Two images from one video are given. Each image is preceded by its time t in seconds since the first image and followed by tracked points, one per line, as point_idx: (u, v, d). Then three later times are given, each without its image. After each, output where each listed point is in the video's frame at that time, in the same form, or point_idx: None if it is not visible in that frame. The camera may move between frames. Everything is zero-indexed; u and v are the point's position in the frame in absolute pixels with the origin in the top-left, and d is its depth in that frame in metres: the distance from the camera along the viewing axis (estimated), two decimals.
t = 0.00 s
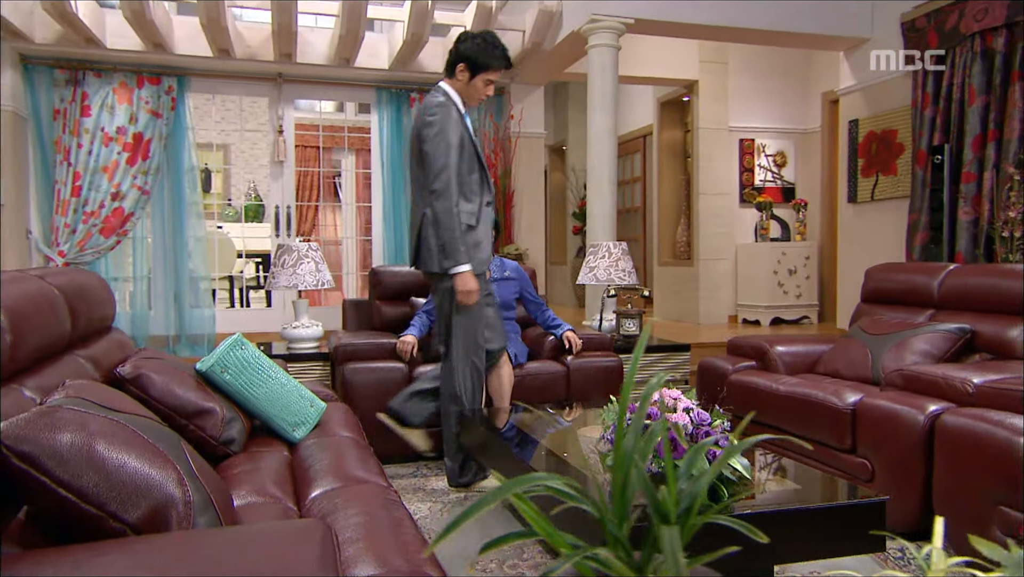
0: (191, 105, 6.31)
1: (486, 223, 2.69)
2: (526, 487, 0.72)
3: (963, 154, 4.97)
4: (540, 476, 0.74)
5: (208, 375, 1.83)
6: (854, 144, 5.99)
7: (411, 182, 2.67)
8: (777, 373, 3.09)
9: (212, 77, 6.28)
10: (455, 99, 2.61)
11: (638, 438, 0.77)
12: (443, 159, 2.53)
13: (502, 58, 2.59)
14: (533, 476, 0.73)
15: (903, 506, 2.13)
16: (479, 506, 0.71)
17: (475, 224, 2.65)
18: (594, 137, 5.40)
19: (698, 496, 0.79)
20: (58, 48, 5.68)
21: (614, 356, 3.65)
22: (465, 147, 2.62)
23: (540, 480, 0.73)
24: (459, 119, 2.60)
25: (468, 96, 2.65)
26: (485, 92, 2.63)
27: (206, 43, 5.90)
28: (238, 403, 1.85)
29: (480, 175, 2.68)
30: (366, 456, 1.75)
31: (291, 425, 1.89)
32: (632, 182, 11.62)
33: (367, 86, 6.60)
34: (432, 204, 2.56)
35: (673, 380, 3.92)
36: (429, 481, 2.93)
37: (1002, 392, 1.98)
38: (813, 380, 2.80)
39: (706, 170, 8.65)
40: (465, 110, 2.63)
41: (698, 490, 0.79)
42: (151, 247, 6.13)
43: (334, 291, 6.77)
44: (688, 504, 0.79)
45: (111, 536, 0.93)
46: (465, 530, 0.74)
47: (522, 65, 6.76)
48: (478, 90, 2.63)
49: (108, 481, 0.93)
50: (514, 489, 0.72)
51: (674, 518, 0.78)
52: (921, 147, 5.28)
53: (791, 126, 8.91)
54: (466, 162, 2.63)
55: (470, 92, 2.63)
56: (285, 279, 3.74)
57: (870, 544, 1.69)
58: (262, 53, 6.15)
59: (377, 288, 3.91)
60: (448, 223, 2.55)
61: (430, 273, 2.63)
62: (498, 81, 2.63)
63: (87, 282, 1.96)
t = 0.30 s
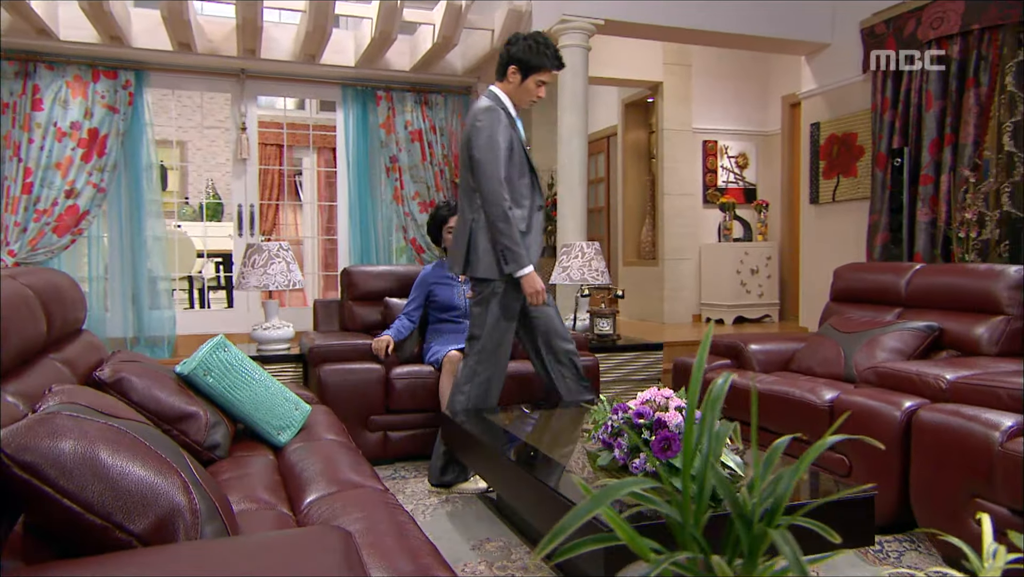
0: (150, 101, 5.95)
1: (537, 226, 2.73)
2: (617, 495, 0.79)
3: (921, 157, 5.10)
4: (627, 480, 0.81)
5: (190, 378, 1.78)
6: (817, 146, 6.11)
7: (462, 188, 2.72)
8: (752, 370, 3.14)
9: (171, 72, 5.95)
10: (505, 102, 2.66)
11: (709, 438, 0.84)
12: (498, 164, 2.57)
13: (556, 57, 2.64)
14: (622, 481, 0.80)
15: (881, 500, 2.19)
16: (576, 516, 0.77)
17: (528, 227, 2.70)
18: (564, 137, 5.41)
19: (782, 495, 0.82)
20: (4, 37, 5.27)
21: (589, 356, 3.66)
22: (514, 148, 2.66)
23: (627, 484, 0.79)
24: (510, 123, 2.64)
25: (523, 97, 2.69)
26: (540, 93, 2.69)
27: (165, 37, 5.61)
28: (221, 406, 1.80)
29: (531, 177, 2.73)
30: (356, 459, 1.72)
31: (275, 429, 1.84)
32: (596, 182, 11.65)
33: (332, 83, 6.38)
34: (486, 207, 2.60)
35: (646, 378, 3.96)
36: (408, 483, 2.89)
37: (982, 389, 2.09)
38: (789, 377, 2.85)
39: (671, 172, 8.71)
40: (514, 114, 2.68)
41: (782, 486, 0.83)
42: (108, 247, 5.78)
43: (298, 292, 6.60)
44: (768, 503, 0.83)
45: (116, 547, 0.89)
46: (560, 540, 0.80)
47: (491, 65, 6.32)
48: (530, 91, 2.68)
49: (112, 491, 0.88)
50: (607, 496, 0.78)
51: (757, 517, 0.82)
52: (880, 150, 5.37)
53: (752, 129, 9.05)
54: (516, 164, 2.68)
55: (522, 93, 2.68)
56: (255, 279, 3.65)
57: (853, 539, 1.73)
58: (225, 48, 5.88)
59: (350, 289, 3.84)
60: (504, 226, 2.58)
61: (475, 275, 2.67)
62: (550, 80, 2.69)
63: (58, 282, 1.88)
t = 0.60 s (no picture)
0: (108, 94, 5.66)
1: (571, 231, 2.86)
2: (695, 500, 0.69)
3: (882, 158, 5.21)
4: (701, 481, 0.71)
5: (170, 378, 1.73)
6: (780, 146, 6.20)
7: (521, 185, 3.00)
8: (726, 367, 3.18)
9: (129, 64, 5.67)
10: (570, 111, 2.84)
11: (771, 434, 0.72)
12: (531, 166, 2.77)
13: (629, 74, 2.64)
14: (696, 484, 0.70)
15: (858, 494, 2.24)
16: (652, 527, 0.68)
17: (557, 230, 2.85)
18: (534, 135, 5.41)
19: (849, 496, 0.70)
20: None
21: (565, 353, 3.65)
22: (563, 155, 2.84)
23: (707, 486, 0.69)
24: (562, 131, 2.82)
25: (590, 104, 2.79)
26: (608, 104, 2.74)
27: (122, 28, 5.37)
28: (202, 407, 1.75)
29: (580, 185, 2.87)
30: (343, 459, 1.68)
31: (258, 429, 1.80)
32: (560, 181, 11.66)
33: (297, 78, 6.20)
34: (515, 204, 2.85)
35: (619, 375, 3.98)
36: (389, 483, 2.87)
37: (956, 384, 2.16)
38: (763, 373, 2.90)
39: (638, 171, 8.75)
40: (574, 122, 2.84)
41: (845, 485, 0.71)
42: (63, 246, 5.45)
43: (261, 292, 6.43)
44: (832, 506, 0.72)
45: (118, 554, 0.85)
46: (633, 555, 0.71)
47: (460, 62, 6.25)
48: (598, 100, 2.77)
49: (115, 497, 0.85)
50: (678, 506, 0.69)
51: (822, 521, 0.71)
52: (842, 150, 5.47)
53: (715, 128, 9.19)
54: (563, 170, 2.85)
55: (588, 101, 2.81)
56: (225, 278, 3.57)
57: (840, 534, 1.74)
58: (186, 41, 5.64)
59: (322, 287, 3.78)
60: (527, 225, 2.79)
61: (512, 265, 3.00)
62: (619, 93, 2.70)
63: (27, 279, 1.80)
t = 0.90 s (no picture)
0: (65, 85, 5.39)
1: (569, 222, 2.73)
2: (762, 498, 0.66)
3: (849, 158, 5.30)
4: (766, 476, 0.68)
5: (151, 378, 1.68)
6: (750, 145, 6.25)
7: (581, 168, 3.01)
8: (703, 362, 3.22)
9: (88, 55, 5.42)
10: (579, 102, 2.75)
11: (815, 431, 0.71)
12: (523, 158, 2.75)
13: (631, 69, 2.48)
14: (760, 479, 0.67)
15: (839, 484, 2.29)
16: (725, 524, 0.64)
17: (555, 220, 2.75)
18: (508, 131, 5.40)
19: (901, 488, 0.68)
20: None
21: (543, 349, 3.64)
22: (560, 143, 2.74)
23: (774, 481, 0.66)
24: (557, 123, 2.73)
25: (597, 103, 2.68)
26: (613, 100, 2.60)
27: (81, 18, 5.15)
28: (185, 407, 1.71)
29: (576, 176, 2.73)
30: (332, 458, 1.66)
31: (242, 429, 1.77)
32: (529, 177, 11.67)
33: (266, 73, 6.03)
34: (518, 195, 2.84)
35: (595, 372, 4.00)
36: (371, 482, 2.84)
37: (929, 377, 2.22)
38: (741, 369, 2.95)
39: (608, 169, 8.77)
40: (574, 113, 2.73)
41: (894, 479, 0.69)
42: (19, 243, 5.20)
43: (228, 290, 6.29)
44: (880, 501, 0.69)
45: (121, 560, 0.83)
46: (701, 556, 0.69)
47: (433, 57, 6.18)
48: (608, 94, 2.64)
49: (118, 501, 0.83)
50: (747, 503, 0.65)
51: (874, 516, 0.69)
52: (811, 150, 5.55)
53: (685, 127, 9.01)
54: (559, 159, 2.74)
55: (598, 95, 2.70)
56: (196, 276, 3.50)
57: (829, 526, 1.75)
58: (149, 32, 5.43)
59: (297, 285, 3.73)
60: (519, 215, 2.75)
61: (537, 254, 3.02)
62: (621, 89, 2.55)
63: None
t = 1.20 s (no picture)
0: (30, 76, 5.20)
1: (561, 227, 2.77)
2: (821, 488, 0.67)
3: (823, 156, 5.37)
4: (820, 471, 0.67)
5: (136, 377, 1.65)
6: (725, 143, 6.30)
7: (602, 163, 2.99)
8: (684, 358, 3.25)
9: (53, 46, 5.24)
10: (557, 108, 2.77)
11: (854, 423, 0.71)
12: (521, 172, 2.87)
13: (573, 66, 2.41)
14: (817, 474, 0.67)
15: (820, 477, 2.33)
16: (787, 521, 0.65)
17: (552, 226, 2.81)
18: (488, 127, 5.39)
19: (941, 483, 0.66)
20: None
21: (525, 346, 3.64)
22: (542, 150, 2.78)
23: (830, 475, 0.66)
24: (537, 131, 2.78)
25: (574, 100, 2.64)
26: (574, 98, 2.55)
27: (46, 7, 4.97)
28: (171, 406, 1.67)
29: (558, 179, 2.74)
30: (324, 456, 1.64)
31: (229, 428, 1.74)
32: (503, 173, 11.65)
33: (240, 66, 5.91)
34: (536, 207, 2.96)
35: (576, 367, 4.02)
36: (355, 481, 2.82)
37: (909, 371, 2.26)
38: (722, 364, 2.98)
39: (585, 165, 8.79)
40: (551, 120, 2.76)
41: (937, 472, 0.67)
42: None
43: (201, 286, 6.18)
44: (919, 492, 0.68)
45: (125, 562, 0.81)
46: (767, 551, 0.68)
47: (410, 52, 6.11)
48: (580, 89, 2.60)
49: (123, 504, 0.81)
50: (807, 498, 0.65)
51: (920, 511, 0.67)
52: (785, 147, 5.62)
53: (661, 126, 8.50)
54: (545, 166, 2.79)
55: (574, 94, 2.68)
56: (173, 272, 3.43)
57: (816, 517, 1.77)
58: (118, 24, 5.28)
59: (275, 281, 3.68)
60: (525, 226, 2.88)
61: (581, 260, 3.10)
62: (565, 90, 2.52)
63: None
